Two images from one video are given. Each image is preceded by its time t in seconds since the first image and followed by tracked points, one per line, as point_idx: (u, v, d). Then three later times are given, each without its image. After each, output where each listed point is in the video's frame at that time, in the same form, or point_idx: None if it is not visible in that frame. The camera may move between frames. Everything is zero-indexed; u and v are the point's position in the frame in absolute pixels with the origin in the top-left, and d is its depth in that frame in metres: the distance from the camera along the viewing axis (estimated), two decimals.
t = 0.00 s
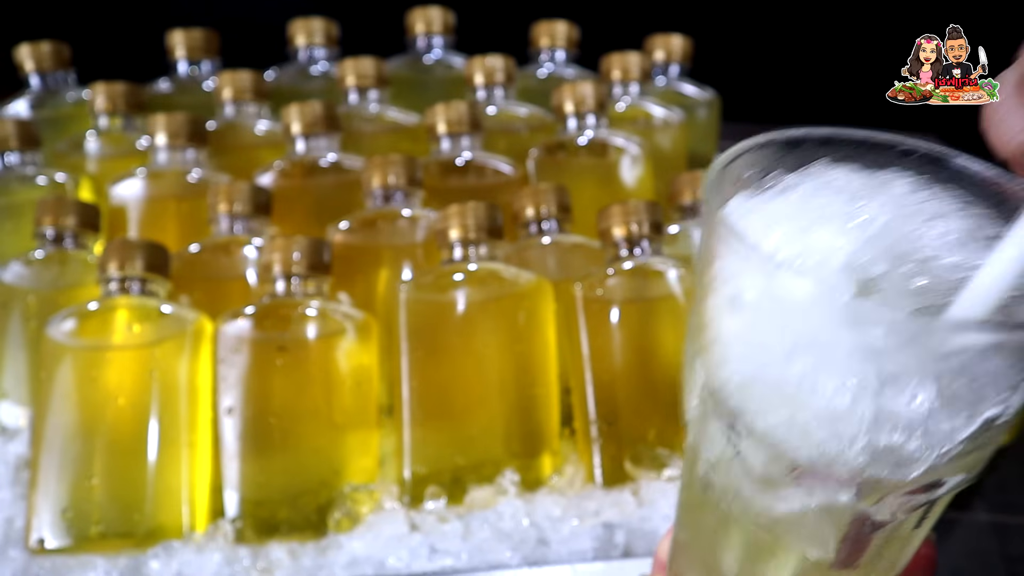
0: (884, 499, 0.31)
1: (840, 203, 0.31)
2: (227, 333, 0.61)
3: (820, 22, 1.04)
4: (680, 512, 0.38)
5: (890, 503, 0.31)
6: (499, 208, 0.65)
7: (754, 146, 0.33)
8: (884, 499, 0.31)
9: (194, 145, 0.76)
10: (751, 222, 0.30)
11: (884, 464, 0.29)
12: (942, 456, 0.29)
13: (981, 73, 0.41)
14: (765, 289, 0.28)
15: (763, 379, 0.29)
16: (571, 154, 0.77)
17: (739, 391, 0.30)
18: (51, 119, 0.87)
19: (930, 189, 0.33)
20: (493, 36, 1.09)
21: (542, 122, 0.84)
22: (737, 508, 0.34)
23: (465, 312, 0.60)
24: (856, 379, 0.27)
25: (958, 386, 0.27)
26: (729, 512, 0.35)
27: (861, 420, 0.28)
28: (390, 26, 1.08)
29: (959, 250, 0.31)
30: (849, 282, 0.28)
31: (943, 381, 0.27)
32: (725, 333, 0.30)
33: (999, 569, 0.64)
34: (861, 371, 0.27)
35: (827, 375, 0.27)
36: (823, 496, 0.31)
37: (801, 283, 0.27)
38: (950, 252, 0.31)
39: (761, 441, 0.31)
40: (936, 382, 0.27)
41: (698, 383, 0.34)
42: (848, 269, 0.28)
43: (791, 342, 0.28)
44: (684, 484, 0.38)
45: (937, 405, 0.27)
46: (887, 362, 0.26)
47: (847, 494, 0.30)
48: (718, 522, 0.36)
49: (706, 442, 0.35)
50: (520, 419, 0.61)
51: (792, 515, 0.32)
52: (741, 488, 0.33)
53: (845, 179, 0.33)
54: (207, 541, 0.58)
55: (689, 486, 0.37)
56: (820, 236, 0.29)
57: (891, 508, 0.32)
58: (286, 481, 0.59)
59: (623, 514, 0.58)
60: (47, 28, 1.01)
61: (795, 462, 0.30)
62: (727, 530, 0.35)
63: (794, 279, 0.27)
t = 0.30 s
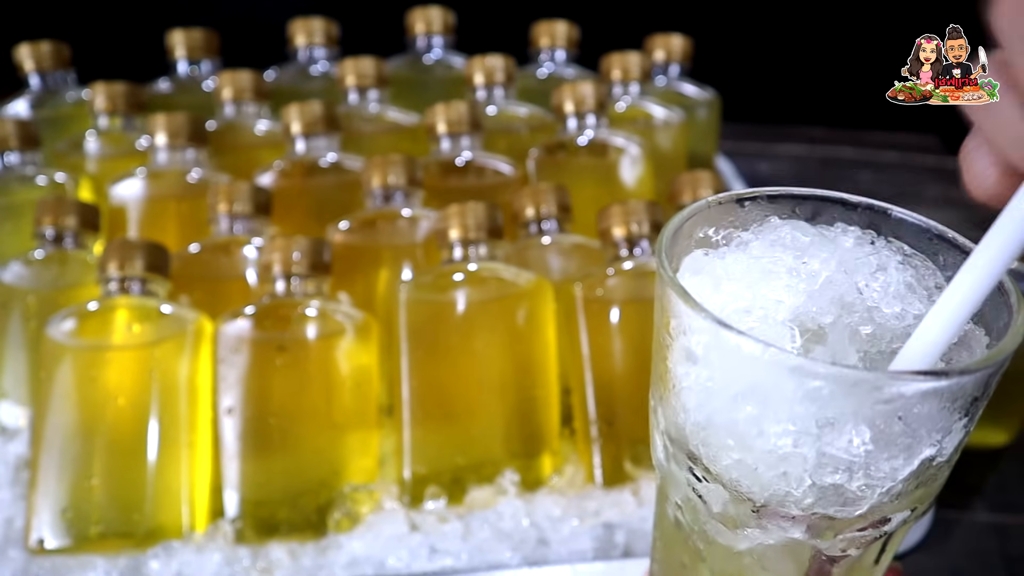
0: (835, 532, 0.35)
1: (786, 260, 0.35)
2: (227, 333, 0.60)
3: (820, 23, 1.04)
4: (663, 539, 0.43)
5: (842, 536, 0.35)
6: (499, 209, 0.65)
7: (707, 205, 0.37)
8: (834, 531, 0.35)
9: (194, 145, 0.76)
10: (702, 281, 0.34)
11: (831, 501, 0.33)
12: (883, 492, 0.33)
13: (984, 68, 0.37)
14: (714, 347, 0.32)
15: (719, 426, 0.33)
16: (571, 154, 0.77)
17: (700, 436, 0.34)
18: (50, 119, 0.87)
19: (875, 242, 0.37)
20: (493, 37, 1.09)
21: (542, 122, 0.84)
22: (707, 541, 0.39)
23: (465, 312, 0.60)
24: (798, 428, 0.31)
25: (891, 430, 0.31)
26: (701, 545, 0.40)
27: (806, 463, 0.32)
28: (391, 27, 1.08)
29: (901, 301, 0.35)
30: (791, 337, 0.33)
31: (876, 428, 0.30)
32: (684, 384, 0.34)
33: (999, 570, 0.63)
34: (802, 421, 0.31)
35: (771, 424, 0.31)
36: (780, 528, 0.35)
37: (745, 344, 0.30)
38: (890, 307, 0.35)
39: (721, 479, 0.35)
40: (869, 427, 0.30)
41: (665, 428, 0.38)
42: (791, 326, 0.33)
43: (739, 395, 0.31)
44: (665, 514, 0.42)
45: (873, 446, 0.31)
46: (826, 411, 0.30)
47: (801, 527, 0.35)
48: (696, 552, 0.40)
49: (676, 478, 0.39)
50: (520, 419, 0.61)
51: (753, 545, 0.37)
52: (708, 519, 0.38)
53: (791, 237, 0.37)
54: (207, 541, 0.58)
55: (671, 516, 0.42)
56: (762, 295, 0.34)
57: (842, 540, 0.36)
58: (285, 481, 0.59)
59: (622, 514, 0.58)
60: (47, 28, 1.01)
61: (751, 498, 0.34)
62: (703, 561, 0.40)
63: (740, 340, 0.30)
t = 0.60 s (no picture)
0: (829, 545, 0.35)
1: (770, 272, 0.35)
2: (227, 333, 0.60)
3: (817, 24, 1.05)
4: (657, 556, 0.43)
5: (836, 549, 0.35)
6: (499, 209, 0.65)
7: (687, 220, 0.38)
8: (828, 545, 0.35)
9: (194, 145, 0.76)
10: (685, 297, 0.35)
11: (822, 516, 0.33)
12: (875, 505, 0.33)
13: (982, 72, 0.42)
14: (698, 365, 0.32)
15: (707, 444, 0.33)
16: (571, 154, 0.76)
17: (689, 453, 0.35)
18: (50, 119, 0.87)
19: (860, 247, 0.38)
20: (493, 36, 1.09)
21: (542, 122, 0.84)
22: (701, 558, 0.39)
23: (465, 312, 0.60)
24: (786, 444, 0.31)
25: (880, 444, 0.31)
26: (696, 561, 0.40)
27: (796, 478, 0.32)
28: (391, 27, 1.08)
29: (888, 308, 0.35)
30: (776, 350, 0.33)
31: (865, 442, 0.31)
32: (670, 402, 0.35)
33: (998, 570, 0.64)
34: (789, 437, 0.31)
35: (759, 440, 0.31)
36: (773, 543, 0.35)
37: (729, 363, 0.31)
38: (877, 314, 0.35)
39: (712, 497, 0.35)
40: (858, 441, 0.30)
41: (654, 446, 0.38)
42: (775, 338, 0.33)
43: (726, 413, 0.32)
44: (659, 532, 0.42)
45: (863, 460, 0.31)
46: (813, 427, 0.30)
47: (793, 542, 0.35)
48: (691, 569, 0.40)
49: (668, 495, 0.39)
50: (520, 420, 0.61)
51: (747, 561, 0.37)
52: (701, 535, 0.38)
53: (774, 248, 0.37)
54: (207, 541, 0.58)
55: (665, 533, 0.42)
56: (746, 309, 0.34)
57: (837, 554, 0.36)
58: (286, 482, 0.59)
59: (622, 514, 0.59)
60: (47, 27, 1.01)
61: (743, 513, 0.34)
62: None
63: (723, 358, 0.31)
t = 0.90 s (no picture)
0: (836, 541, 0.35)
1: (778, 276, 0.36)
2: (227, 333, 0.60)
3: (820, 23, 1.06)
4: (667, 561, 0.43)
5: (843, 545, 0.36)
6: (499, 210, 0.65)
7: (694, 228, 0.38)
8: (836, 540, 0.35)
9: (195, 145, 0.76)
10: (697, 301, 0.35)
11: (830, 508, 0.33)
12: (882, 499, 0.33)
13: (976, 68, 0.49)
14: (710, 359, 0.33)
15: (717, 439, 0.34)
16: (571, 154, 0.76)
17: (700, 450, 0.35)
18: (50, 119, 0.87)
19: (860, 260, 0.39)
20: (494, 36, 1.09)
21: (542, 122, 0.84)
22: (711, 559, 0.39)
23: (465, 312, 0.60)
24: (796, 435, 0.31)
25: (886, 435, 0.31)
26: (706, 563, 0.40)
27: (805, 470, 0.32)
28: (391, 26, 1.08)
29: (889, 314, 0.35)
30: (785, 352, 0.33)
31: (871, 433, 0.31)
32: (681, 399, 0.35)
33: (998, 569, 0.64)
34: (800, 428, 0.31)
35: (770, 433, 0.32)
36: (782, 539, 0.36)
37: (742, 356, 0.31)
38: (879, 319, 0.35)
39: (723, 493, 0.35)
40: (865, 431, 0.31)
41: (665, 445, 0.39)
42: (785, 341, 0.33)
43: (738, 406, 0.32)
44: (670, 537, 0.43)
45: (870, 451, 0.32)
46: (822, 418, 0.31)
47: (802, 538, 0.35)
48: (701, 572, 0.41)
49: (679, 496, 0.39)
50: (520, 420, 0.60)
51: (756, 560, 0.37)
52: (711, 534, 0.38)
53: (779, 256, 0.37)
54: (207, 541, 0.58)
55: (675, 537, 0.42)
56: (756, 312, 0.34)
57: (844, 550, 0.36)
58: (286, 482, 0.59)
59: (622, 514, 0.59)
60: (46, 27, 1.01)
61: (754, 509, 0.35)
62: None
63: (736, 350, 0.31)
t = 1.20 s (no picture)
0: (848, 502, 0.36)
1: (794, 262, 0.38)
2: (227, 333, 0.60)
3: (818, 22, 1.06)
4: (686, 553, 0.44)
5: (855, 507, 0.37)
6: (500, 210, 0.65)
7: (718, 224, 0.41)
8: (847, 502, 0.36)
9: (195, 145, 0.76)
10: (722, 278, 0.38)
11: (840, 463, 0.35)
12: (888, 456, 0.35)
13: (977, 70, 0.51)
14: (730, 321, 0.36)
15: (736, 399, 0.36)
16: (571, 154, 0.76)
17: (718, 414, 0.38)
18: (50, 118, 0.87)
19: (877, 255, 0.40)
20: (493, 37, 1.09)
21: (542, 122, 0.84)
22: (732, 529, 0.40)
23: (465, 311, 0.60)
24: (805, 390, 0.34)
25: (890, 391, 0.34)
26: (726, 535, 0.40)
27: (815, 426, 0.34)
28: (391, 27, 1.08)
29: (898, 299, 0.37)
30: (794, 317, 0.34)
31: (874, 387, 0.34)
32: (703, 366, 0.38)
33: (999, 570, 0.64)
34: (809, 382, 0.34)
35: (781, 388, 0.34)
36: (795, 499, 0.37)
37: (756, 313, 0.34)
38: (889, 302, 0.37)
39: (738, 455, 0.37)
40: (871, 386, 0.34)
41: (687, 419, 0.41)
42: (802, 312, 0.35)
43: (753, 363, 0.35)
44: (689, 523, 0.44)
45: (874, 406, 0.34)
46: (831, 373, 0.34)
47: (815, 496, 0.36)
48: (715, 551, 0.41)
49: (699, 470, 0.41)
50: (520, 420, 0.60)
51: (773, 524, 0.38)
52: (727, 505, 0.39)
53: (797, 248, 0.40)
54: (207, 541, 0.58)
55: (700, 513, 0.42)
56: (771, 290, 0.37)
57: (856, 514, 0.37)
58: (286, 482, 0.59)
59: (622, 514, 0.58)
60: (46, 27, 1.01)
61: (768, 470, 0.37)
62: (729, 553, 0.40)
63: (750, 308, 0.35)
